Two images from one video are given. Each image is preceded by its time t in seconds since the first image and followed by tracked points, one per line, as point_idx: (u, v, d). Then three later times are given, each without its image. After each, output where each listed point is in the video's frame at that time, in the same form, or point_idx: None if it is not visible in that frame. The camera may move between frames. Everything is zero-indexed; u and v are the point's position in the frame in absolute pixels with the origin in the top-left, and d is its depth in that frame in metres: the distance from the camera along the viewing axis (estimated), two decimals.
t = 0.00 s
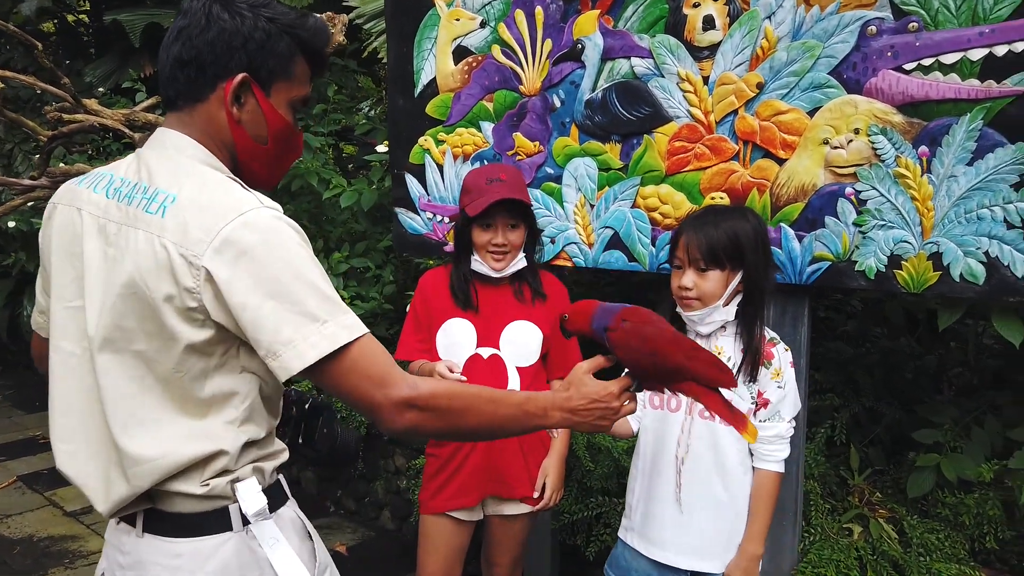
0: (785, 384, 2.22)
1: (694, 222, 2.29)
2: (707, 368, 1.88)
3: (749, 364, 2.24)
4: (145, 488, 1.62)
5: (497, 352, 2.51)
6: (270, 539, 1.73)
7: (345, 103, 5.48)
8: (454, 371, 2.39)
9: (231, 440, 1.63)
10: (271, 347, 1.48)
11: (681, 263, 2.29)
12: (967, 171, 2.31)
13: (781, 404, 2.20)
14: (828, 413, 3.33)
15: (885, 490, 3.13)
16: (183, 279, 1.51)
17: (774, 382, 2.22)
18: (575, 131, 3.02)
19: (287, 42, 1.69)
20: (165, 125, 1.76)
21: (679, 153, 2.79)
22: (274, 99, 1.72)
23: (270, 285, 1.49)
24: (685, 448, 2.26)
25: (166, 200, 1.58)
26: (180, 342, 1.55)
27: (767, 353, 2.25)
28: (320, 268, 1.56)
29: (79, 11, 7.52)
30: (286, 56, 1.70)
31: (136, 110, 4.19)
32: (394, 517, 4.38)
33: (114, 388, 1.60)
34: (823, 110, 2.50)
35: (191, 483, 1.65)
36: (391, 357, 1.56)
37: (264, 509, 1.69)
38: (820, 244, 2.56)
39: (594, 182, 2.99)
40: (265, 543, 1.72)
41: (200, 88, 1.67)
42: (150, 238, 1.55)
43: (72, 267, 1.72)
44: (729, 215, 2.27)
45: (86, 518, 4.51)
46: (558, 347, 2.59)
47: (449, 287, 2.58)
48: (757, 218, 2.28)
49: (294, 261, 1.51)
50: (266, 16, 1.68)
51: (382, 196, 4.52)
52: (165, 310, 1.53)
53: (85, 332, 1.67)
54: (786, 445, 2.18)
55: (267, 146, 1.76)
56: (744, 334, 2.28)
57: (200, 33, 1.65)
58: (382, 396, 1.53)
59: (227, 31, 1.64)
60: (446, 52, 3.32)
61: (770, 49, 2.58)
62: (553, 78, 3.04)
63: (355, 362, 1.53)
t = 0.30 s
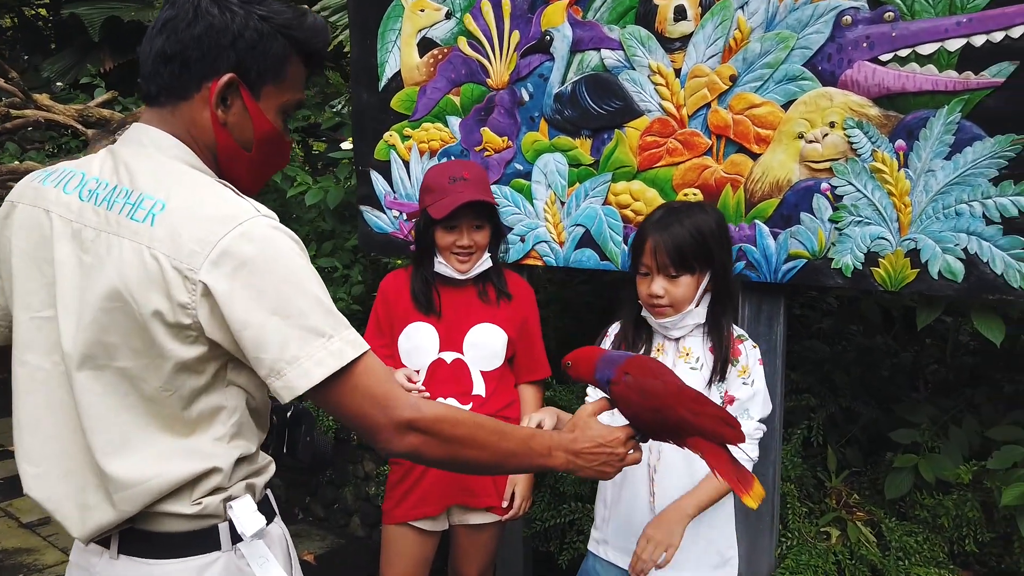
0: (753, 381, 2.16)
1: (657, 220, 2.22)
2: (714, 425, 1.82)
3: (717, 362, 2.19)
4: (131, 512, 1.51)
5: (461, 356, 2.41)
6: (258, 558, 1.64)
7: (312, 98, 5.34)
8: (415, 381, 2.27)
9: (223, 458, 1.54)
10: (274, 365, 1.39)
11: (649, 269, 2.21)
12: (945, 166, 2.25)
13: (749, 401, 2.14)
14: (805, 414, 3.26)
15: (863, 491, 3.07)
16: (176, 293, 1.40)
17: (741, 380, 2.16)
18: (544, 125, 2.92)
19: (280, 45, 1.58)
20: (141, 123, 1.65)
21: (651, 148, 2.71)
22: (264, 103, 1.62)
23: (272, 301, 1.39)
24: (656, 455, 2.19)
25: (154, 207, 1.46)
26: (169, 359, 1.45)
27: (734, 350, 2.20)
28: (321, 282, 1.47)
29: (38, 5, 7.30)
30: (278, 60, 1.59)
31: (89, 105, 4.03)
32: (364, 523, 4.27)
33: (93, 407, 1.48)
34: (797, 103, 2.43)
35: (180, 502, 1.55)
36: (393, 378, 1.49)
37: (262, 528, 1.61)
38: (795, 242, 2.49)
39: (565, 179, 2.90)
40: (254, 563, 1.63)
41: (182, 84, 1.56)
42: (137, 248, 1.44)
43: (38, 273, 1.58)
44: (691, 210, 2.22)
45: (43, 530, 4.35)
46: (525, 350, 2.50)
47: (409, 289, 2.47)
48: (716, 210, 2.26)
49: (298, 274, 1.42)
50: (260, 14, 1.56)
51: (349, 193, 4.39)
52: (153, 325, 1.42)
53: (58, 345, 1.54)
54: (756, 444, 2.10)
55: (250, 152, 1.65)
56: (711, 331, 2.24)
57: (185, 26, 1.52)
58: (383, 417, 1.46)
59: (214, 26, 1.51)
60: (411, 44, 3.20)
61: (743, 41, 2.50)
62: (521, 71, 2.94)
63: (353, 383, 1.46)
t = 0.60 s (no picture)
0: (723, 377, 2.10)
1: (630, 217, 2.14)
2: (728, 450, 1.79)
3: (686, 362, 2.13)
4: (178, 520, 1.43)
5: (427, 360, 2.33)
6: (292, 560, 1.59)
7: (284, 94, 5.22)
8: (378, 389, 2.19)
9: (261, 460, 1.48)
10: (319, 370, 1.32)
11: (624, 271, 2.12)
12: (926, 161, 2.19)
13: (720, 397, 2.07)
14: (784, 415, 3.20)
15: (843, 493, 3.01)
16: (218, 296, 1.31)
17: (711, 379, 2.10)
18: (516, 120, 2.84)
19: (314, 39, 1.54)
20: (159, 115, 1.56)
21: (626, 144, 2.63)
22: (295, 101, 1.56)
23: (316, 306, 1.31)
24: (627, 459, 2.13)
25: (191, 204, 1.37)
26: (206, 364, 1.36)
27: (703, 347, 2.15)
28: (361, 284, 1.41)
29: None
30: (312, 55, 1.54)
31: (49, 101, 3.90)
32: (336, 529, 4.16)
33: (128, 415, 1.38)
34: (774, 97, 2.36)
35: (221, 507, 1.47)
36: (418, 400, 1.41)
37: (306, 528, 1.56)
38: (773, 239, 2.42)
39: (538, 175, 2.81)
40: (288, 565, 1.58)
41: (214, 77, 1.48)
42: (174, 247, 1.34)
43: (54, 272, 1.44)
44: (662, 207, 2.16)
45: (3, 540, 4.20)
46: (494, 353, 2.42)
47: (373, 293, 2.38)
48: (684, 205, 2.20)
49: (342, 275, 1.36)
50: (294, 6, 1.50)
51: (320, 192, 4.28)
52: (193, 328, 1.33)
53: (78, 350, 1.41)
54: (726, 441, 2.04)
55: (279, 152, 1.58)
56: (680, 331, 2.18)
57: (218, 19, 1.46)
58: (408, 438, 1.38)
59: (249, 18, 1.45)
60: (380, 37, 3.10)
61: (719, 32, 2.43)
62: (492, 64, 2.85)
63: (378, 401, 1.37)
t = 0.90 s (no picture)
0: (711, 378, 2.07)
1: (608, 217, 2.08)
2: (758, 467, 1.78)
3: (668, 364, 2.08)
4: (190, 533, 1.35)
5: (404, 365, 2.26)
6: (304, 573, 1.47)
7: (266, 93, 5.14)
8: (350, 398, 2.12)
9: (279, 471, 1.40)
10: (354, 377, 1.27)
11: (606, 275, 2.05)
12: (915, 160, 2.13)
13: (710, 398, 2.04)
14: (771, 419, 3.15)
15: (831, 499, 2.96)
16: (250, 300, 1.26)
17: (697, 380, 2.06)
18: (497, 118, 2.77)
19: (341, 38, 1.51)
20: (178, 114, 1.50)
21: (609, 142, 2.56)
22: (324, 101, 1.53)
23: (354, 311, 1.27)
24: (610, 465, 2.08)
25: (221, 205, 1.31)
26: (231, 371, 1.30)
27: (687, 348, 2.12)
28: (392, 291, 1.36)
29: None
30: (339, 56, 1.51)
31: (22, 98, 3.81)
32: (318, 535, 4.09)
33: (144, 424, 1.30)
34: (760, 94, 2.30)
35: (232, 521, 1.39)
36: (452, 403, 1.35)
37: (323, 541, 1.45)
38: (759, 240, 2.36)
39: (519, 174, 2.74)
40: None
41: (242, 77, 1.43)
42: (204, 249, 1.28)
43: (66, 272, 1.37)
44: (640, 205, 2.10)
45: None
46: (473, 358, 2.35)
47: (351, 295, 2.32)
48: (660, 202, 2.16)
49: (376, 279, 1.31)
50: (320, 5, 1.48)
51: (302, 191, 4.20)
52: (220, 332, 1.27)
53: (91, 354, 1.34)
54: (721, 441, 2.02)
55: (303, 154, 1.53)
56: (660, 331, 2.13)
57: (246, 17, 1.41)
58: (444, 442, 1.32)
59: (279, 17, 1.42)
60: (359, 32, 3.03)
61: (703, 28, 2.37)
62: (473, 60, 2.79)
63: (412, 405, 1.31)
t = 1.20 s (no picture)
0: (709, 380, 2.02)
1: (599, 216, 2.01)
2: (787, 480, 1.71)
3: (664, 368, 2.01)
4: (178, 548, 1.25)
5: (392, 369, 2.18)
6: None
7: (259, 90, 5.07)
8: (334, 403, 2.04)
9: (276, 485, 1.31)
10: (368, 385, 1.18)
11: (600, 278, 1.98)
12: (919, 157, 2.05)
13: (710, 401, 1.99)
14: (771, 424, 3.07)
15: (833, 506, 2.88)
16: (260, 302, 1.17)
17: (696, 382, 2.02)
18: (489, 115, 2.69)
19: (353, 32, 1.42)
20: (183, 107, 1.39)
21: (604, 139, 2.49)
22: (333, 96, 1.43)
23: (371, 315, 1.18)
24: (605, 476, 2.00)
25: (232, 202, 1.22)
26: (237, 378, 1.21)
27: (682, 351, 2.05)
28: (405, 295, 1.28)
29: None
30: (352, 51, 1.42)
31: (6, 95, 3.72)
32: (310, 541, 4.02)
33: (140, 432, 1.20)
34: (759, 89, 2.23)
35: (223, 536, 1.29)
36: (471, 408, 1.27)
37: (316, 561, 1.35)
38: (758, 241, 2.28)
39: (512, 173, 2.67)
40: None
41: (253, 71, 1.33)
42: (213, 248, 1.19)
43: (61, 266, 1.27)
44: (631, 203, 2.05)
45: None
46: (463, 362, 2.26)
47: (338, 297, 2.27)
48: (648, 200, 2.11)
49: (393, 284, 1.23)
50: None
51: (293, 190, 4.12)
52: (227, 335, 1.18)
53: (85, 355, 1.24)
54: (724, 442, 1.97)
55: (315, 151, 1.44)
56: (654, 333, 2.06)
57: (257, 8, 1.32)
58: (464, 449, 1.24)
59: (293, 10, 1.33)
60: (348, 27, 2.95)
61: (700, 21, 2.29)
62: (464, 56, 2.71)
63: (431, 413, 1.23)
